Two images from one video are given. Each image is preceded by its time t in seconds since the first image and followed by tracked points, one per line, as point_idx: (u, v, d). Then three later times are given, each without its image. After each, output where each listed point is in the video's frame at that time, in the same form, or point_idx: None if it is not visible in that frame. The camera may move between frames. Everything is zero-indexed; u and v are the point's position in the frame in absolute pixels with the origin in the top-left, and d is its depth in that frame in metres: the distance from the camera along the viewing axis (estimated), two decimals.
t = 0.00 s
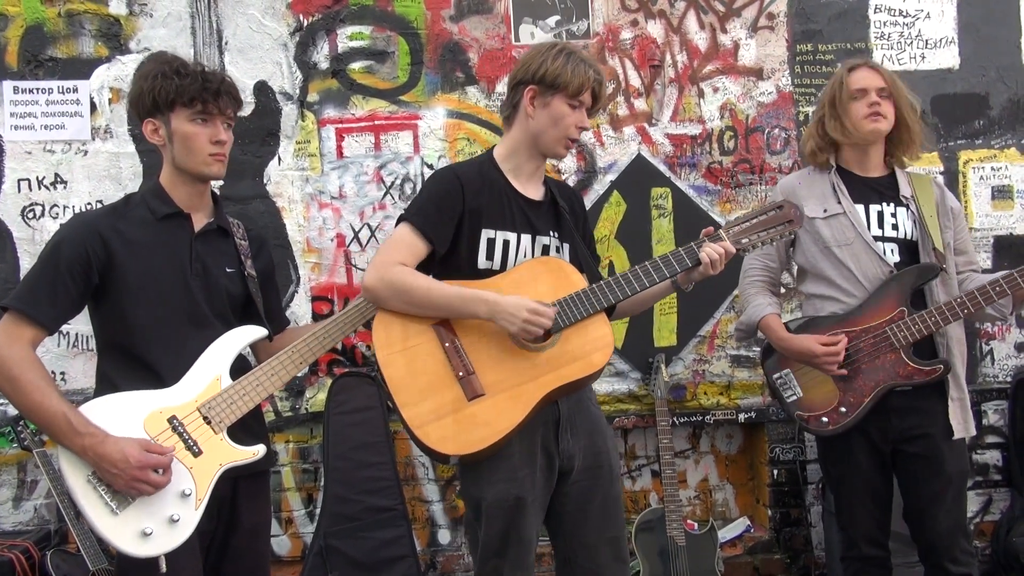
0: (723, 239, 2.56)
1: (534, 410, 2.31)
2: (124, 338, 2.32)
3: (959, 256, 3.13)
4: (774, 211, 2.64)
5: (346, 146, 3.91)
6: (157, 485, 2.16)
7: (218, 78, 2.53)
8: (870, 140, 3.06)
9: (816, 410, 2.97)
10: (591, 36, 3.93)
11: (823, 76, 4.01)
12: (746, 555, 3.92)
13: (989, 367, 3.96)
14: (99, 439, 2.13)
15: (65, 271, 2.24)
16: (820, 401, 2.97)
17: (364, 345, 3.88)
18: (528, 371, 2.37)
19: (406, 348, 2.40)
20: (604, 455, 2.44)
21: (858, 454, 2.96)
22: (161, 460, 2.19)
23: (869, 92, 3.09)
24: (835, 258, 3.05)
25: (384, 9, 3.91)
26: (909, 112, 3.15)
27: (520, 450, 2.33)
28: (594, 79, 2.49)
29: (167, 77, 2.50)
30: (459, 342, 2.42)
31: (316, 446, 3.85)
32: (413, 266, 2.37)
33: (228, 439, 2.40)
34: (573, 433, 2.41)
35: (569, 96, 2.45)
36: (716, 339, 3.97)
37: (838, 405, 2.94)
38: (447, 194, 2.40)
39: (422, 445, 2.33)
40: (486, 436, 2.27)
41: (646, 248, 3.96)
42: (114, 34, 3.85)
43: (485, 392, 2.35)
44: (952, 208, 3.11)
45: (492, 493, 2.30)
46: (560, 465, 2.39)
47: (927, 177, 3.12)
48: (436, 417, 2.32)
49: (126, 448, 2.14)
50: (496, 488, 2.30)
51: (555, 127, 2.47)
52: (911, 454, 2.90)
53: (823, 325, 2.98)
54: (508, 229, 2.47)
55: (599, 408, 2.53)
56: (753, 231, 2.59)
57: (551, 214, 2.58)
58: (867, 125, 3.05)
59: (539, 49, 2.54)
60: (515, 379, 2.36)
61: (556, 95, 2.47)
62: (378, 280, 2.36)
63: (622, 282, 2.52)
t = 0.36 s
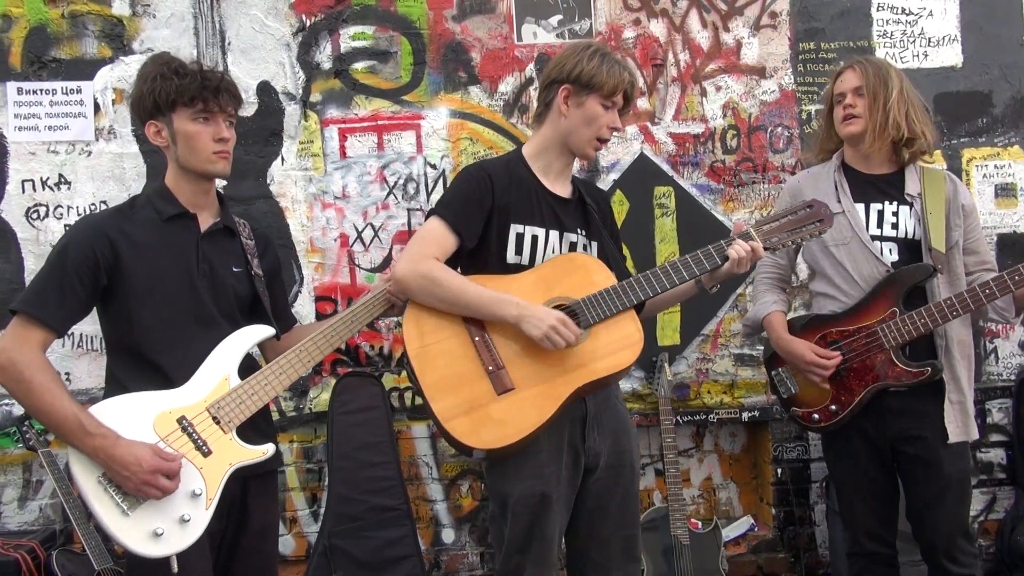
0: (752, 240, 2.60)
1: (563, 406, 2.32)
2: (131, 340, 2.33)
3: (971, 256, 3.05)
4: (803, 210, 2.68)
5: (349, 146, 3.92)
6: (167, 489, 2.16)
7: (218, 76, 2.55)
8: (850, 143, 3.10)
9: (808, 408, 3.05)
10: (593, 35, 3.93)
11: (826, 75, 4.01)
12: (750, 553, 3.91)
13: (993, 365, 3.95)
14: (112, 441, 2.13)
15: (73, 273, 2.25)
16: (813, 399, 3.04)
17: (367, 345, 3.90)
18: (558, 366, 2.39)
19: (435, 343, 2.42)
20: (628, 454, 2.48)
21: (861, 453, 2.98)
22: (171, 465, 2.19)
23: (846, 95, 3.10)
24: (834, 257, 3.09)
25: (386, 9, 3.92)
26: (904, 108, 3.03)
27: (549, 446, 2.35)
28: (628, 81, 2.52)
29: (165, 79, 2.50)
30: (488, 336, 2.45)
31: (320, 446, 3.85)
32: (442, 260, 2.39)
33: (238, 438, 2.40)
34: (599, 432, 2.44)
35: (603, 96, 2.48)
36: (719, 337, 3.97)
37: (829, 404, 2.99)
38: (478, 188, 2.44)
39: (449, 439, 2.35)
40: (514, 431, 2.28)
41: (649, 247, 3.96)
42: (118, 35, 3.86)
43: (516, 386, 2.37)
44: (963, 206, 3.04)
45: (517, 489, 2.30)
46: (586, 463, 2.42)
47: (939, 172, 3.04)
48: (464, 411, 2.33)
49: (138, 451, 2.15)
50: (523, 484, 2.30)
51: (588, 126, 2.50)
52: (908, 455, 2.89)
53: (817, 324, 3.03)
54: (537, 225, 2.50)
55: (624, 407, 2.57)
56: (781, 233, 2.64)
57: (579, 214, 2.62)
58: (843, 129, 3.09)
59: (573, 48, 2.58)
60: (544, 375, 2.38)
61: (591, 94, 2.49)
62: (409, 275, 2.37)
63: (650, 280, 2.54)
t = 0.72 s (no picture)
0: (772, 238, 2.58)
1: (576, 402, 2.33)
2: (142, 336, 2.34)
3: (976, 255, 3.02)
4: (835, 206, 2.66)
5: (355, 144, 3.92)
6: (174, 490, 2.15)
7: (228, 74, 2.56)
8: (861, 142, 3.10)
9: (807, 405, 3.09)
10: (599, 33, 3.93)
11: (831, 74, 4.01)
12: (753, 553, 3.91)
13: (999, 366, 3.95)
14: (123, 438, 2.14)
15: (84, 269, 2.26)
16: (812, 396, 3.07)
17: (372, 342, 3.90)
18: (572, 362, 2.40)
19: (451, 337, 2.45)
20: (644, 455, 2.48)
21: (864, 453, 2.99)
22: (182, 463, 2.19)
23: (857, 93, 3.09)
24: (836, 258, 3.12)
25: (392, 7, 3.92)
26: (919, 110, 3.01)
27: (563, 446, 2.36)
28: (651, 77, 2.53)
29: (177, 76, 2.51)
30: (504, 333, 2.47)
31: (324, 443, 3.86)
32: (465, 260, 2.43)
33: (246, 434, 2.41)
34: (616, 431, 2.44)
35: (625, 92, 2.49)
36: (724, 336, 3.97)
37: (825, 402, 3.03)
38: (499, 184, 2.47)
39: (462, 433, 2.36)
40: (526, 426, 2.29)
41: (654, 246, 3.96)
42: (124, 32, 3.86)
43: (528, 381, 2.38)
44: (969, 204, 3.00)
45: (531, 486, 2.32)
46: (601, 463, 2.43)
47: (949, 168, 3.00)
48: (477, 405, 2.35)
49: (148, 449, 2.15)
50: (536, 482, 2.32)
51: (611, 122, 2.51)
52: (908, 457, 2.89)
53: (819, 323, 3.06)
54: (559, 222, 2.51)
55: (642, 405, 2.56)
56: (803, 230, 2.63)
57: (603, 212, 2.62)
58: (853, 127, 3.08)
59: (596, 46, 2.59)
60: (557, 372, 2.39)
61: (613, 91, 2.51)
62: (428, 269, 2.43)
63: (670, 276, 2.53)
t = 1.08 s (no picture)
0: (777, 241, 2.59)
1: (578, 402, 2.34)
2: (148, 332, 2.34)
3: (977, 255, 3.02)
4: (848, 203, 2.66)
5: (357, 143, 3.93)
6: (184, 479, 2.19)
7: (235, 71, 2.56)
8: (862, 142, 3.11)
9: (806, 403, 3.10)
10: (602, 33, 3.93)
11: (833, 75, 4.01)
12: (753, 552, 3.92)
13: (999, 366, 3.95)
14: (130, 433, 2.16)
15: (92, 263, 2.27)
16: (810, 395, 3.08)
17: (373, 341, 3.91)
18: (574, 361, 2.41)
19: (453, 336, 2.45)
20: (647, 455, 2.48)
21: (865, 452, 3.00)
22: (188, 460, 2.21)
23: (859, 95, 3.09)
24: (836, 258, 3.13)
25: (395, 6, 3.92)
26: (920, 112, 3.01)
27: (566, 444, 2.36)
28: (655, 74, 2.52)
29: (183, 74, 2.51)
30: (506, 329, 2.47)
31: (325, 442, 3.87)
32: (465, 254, 2.44)
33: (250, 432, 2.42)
34: (619, 430, 2.44)
35: (629, 90, 2.49)
36: (725, 336, 3.97)
37: (823, 401, 3.04)
38: (505, 183, 2.47)
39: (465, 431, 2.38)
40: (527, 425, 2.31)
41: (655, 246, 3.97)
42: (127, 31, 3.87)
43: (531, 379, 2.39)
44: (970, 203, 3.00)
45: (533, 484, 2.34)
46: (604, 463, 2.43)
47: (950, 168, 3.00)
48: (479, 403, 2.37)
49: (156, 443, 2.17)
50: (537, 480, 2.34)
51: (616, 120, 2.51)
52: (907, 458, 2.89)
53: (819, 322, 3.07)
54: (565, 222, 2.51)
55: (649, 405, 2.56)
56: (815, 227, 2.64)
57: (611, 211, 2.62)
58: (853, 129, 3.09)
59: (600, 44, 2.60)
60: (559, 370, 2.40)
61: (616, 89, 2.51)
62: (432, 267, 2.44)
63: (674, 276, 2.54)
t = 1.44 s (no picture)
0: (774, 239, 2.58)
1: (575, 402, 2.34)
2: (152, 334, 2.35)
3: (979, 255, 3.01)
4: (844, 199, 2.67)
5: (358, 142, 3.93)
6: (184, 488, 2.16)
7: (228, 68, 2.55)
8: (863, 143, 3.11)
9: (807, 404, 3.10)
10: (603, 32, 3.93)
11: (835, 75, 4.01)
12: (754, 552, 3.92)
13: (1001, 367, 3.95)
14: (135, 435, 2.16)
15: (95, 267, 2.27)
16: (813, 395, 3.09)
17: (375, 340, 3.91)
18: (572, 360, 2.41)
19: (451, 337, 2.47)
20: (645, 455, 2.47)
21: (866, 453, 3.00)
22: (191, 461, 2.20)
23: (860, 96, 3.09)
24: (838, 258, 3.13)
25: (396, 6, 3.92)
26: (921, 112, 3.01)
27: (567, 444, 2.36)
28: (646, 70, 2.51)
29: (176, 74, 2.51)
30: (504, 331, 2.47)
31: (327, 441, 3.87)
32: (463, 255, 2.46)
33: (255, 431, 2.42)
34: (618, 429, 2.44)
35: (620, 88, 2.49)
36: (726, 336, 3.97)
37: (825, 401, 3.04)
38: (500, 184, 2.48)
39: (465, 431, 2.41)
40: (525, 426, 2.32)
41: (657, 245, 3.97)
42: (129, 30, 3.87)
43: (528, 380, 2.40)
44: (971, 203, 2.99)
45: (531, 484, 2.35)
46: (603, 463, 2.43)
47: (950, 168, 3.00)
48: (478, 405, 2.39)
49: (160, 445, 2.17)
50: (536, 480, 2.34)
51: (608, 119, 2.50)
52: (909, 458, 2.89)
53: (822, 322, 3.07)
54: (561, 222, 2.51)
55: (647, 405, 2.56)
56: (813, 224, 2.63)
57: (607, 209, 2.62)
58: (853, 129, 3.09)
59: (592, 42, 2.60)
60: (557, 371, 2.40)
61: (608, 87, 2.51)
62: (429, 269, 2.46)
63: (674, 274, 2.53)
